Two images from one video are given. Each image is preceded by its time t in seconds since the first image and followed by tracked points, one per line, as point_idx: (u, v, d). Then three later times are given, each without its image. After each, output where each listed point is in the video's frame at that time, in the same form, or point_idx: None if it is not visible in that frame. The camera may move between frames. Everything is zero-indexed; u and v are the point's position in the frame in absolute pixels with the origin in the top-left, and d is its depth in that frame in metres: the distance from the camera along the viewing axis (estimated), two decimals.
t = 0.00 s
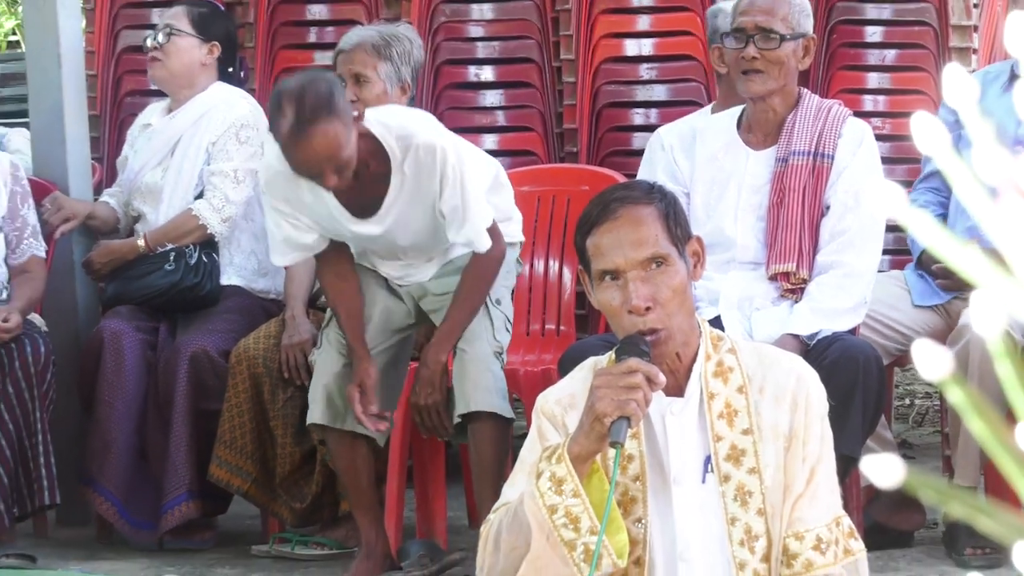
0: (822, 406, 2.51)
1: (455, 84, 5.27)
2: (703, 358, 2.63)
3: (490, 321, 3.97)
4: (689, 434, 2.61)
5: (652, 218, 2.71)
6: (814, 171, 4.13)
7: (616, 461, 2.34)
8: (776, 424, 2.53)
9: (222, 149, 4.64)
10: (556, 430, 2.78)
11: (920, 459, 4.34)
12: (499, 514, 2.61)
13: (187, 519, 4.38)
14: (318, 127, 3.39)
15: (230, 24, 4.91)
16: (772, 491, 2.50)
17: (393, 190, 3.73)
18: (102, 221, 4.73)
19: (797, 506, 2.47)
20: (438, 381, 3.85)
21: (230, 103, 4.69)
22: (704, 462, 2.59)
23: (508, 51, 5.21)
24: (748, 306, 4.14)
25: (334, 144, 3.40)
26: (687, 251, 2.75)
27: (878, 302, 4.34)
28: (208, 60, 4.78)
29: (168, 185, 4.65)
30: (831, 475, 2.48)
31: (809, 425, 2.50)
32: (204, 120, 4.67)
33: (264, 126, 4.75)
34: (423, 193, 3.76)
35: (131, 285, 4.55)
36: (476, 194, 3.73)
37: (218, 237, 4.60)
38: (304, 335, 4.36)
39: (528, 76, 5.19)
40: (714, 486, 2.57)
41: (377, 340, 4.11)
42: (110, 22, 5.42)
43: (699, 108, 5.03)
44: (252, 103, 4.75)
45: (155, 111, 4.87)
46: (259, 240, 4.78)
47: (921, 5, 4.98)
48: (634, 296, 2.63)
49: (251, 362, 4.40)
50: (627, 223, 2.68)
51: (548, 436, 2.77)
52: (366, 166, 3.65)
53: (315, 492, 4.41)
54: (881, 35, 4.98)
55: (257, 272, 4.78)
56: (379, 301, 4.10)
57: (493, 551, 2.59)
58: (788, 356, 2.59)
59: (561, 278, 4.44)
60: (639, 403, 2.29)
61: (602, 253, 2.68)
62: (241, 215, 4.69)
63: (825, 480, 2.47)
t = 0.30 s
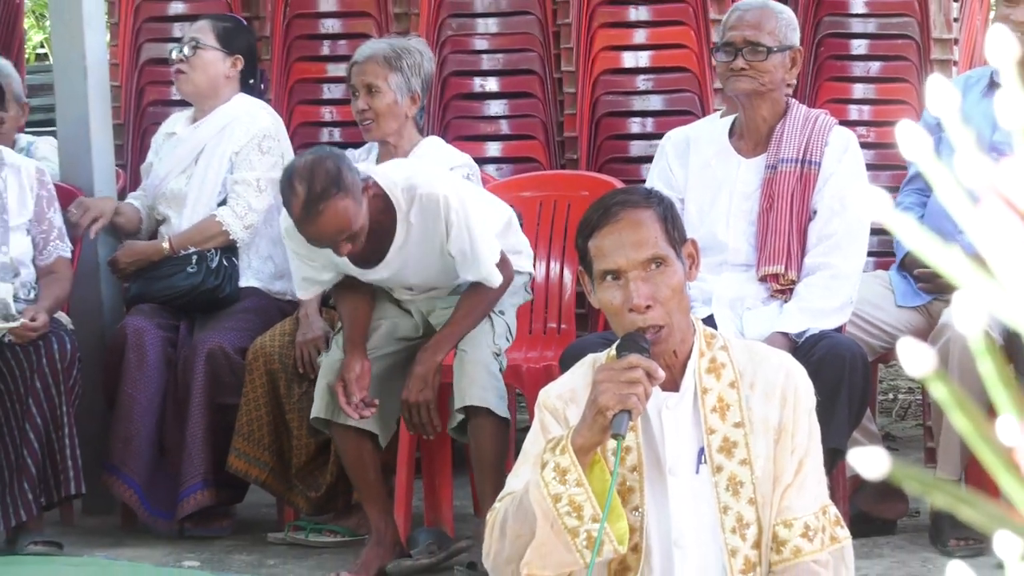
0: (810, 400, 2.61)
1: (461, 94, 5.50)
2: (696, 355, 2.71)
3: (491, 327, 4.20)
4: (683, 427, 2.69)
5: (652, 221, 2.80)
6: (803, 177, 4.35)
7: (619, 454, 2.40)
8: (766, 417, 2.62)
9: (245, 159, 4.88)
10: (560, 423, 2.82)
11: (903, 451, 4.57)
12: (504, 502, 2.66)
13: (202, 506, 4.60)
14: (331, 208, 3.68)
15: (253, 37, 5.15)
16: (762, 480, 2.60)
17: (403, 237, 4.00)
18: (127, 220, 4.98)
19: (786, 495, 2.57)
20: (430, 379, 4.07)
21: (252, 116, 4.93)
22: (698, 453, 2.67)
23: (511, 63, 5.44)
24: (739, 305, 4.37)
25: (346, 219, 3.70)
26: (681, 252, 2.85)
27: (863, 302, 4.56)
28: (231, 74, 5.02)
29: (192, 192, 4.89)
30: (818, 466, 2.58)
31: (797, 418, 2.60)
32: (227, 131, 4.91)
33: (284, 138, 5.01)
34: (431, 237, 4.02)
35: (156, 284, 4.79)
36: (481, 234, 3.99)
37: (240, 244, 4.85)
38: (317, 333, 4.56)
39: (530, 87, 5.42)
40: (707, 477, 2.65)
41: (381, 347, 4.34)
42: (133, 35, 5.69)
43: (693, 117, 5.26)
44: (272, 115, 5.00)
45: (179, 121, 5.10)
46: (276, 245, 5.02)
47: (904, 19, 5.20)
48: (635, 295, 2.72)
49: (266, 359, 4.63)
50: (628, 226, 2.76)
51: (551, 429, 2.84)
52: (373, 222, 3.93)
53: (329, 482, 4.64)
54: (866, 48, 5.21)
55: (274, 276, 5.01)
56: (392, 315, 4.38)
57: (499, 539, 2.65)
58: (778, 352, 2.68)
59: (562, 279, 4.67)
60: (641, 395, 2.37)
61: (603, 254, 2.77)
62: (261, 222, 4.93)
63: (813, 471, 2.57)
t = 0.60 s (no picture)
0: (802, 396, 2.76)
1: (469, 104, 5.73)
2: (695, 352, 2.86)
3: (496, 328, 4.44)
4: (682, 421, 2.82)
5: (652, 224, 2.92)
6: (795, 183, 4.58)
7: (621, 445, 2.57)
8: (760, 412, 2.77)
9: (270, 171, 5.12)
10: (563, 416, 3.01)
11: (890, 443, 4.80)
12: (511, 491, 2.81)
13: (230, 497, 4.85)
14: (336, 186, 4.13)
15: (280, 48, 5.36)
16: (757, 472, 2.74)
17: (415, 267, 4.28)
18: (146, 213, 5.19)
19: (779, 485, 2.72)
20: (429, 369, 4.32)
21: (276, 129, 5.15)
22: (695, 446, 2.81)
23: (517, 74, 5.66)
24: (734, 305, 4.60)
25: (348, 194, 4.10)
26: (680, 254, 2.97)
27: (853, 302, 4.78)
28: (260, 87, 5.24)
29: (218, 201, 5.11)
30: (809, 458, 2.73)
31: (790, 412, 2.75)
32: (252, 144, 5.13)
33: (306, 151, 5.25)
34: (440, 264, 4.28)
35: (181, 290, 5.03)
36: (486, 259, 4.22)
37: (263, 253, 5.09)
38: (332, 331, 4.81)
39: (535, 97, 5.65)
40: (704, 468, 2.79)
41: (393, 347, 4.57)
42: (158, 48, 5.96)
43: (690, 126, 5.49)
44: (297, 128, 5.23)
45: (206, 128, 5.31)
46: (296, 251, 5.27)
47: (892, 33, 5.42)
48: (637, 295, 2.85)
49: (285, 356, 4.86)
50: (630, 229, 2.89)
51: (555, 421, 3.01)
52: (384, 255, 4.22)
53: (343, 472, 4.88)
54: (856, 59, 5.42)
55: (294, 280, 5.26)
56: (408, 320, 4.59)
57: (506, 526, 2.80)
58: (771, 350, 2.83)
59: (565, 280, 4.92)
60: (642, 391, 2.52)
61: (607, 256, 2.89)
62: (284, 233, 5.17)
63: (804, 462, 2.72)
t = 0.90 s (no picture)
0: (796, 391, 2.82)
1: (477, 113, 5.98)
2: (692, 349, 2.92)
3: (508, 328, 4.68)
4: (681, 415, 2.88)
5: (651, 227, 2.97)
6: (787, 187, 4.81)
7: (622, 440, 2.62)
8: (755, 406, 2.83)
9: (291, 180, 5.35)
10: (567, 412, 3.02)
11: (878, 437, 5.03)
12: (518, 483, 2.89)
13: (248, 489, 5.10)
14: (365, 167, 4.40)
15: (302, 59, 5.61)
16: (751, 463, 2.80)
17: (434, 259, 4.52)
18: (171, 158, 5.44)
19: (773, 476, 2.77)
20: (442, 364, 4.58)
21: (299, 140, 5.39)
22: (693, 439, 2.87)
23: (522, 85, 5.91)
24: (730, 304, 4.84)
25: (378, 174, 4.37)
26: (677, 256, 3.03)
27: (842, 302, 5.02)
28: (282, 98, 5.50)
29: (241, 206, 5.35)
30: (801, 450, 2.78)
31: (784, 407, 2.80)
32: (275, 153, 5.37)
33: (325, 160, 5.48)
34: (457, 261, 4.54)
35: (206, 293, 5.30)
36: (499, 256, 4.48)
37: (282, 259, 5.33)
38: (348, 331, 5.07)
39: (540, 106, 5.90)
40: (702, 461, 2.84)
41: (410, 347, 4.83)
42: (181, 59, 6.24)
43: (687, 133, 5.74)
44: (316, 138, 5.46)
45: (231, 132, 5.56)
46: (312, 254, 5.52)
47: (879, 45, 5.65)
48: (637, 296, 2.91)
49: (302, 353, 5.11)
50: (630, 232, 2.93)
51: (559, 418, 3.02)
52: (407, 244, 4.47)
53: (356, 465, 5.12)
54: (845, 71, 5.66)
55: (311, 282, 5.51)
56: (426, 325, 4.88)
57: (513, 517, 2.88)
58: (765, 346, 2.89)
59: (568, 279, 5.19)
60: (643, 388, 2.57)
61: (608, 258, 2.94)
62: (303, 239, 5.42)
63: (797, 455, 2.77)
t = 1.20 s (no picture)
0: (788, 385, 3.00)
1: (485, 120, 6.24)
2: (690, 346, 3.08)
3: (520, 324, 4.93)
4: (679, 409, 3.06)
5: (652, 230, 3.12)
6: (781, 192, 5.06)
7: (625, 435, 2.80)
8: (750, 401, 3.01)
9: (311, 187, 5.61)
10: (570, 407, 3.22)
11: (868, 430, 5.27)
12: (525, 476, 3.05)
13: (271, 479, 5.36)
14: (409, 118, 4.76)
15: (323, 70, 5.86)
16: (746, 455, 2.98)
17: (462, 227, 4.84)
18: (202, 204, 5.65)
19: (767, 467, 2.95)
20: (454, 357, 4.83)
21: (319, 149, 5.63)
22: (690, 432, 3.04)
23: (529, 94, 6.16)
24: (726, 303, 5.09)
25: (418, 121, 4.70)
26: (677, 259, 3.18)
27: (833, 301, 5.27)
28: (305, 109, 5.73)
29: (263, 211, 5.62)
30: (794, 443, 2.96)
31: (778, 401, 2.98)
32: (296, 161, 5.62)
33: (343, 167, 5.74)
34: (484, 235, 4.84)
35: (228, 292, 5.56)
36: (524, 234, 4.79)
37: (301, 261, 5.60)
38: (361, 328, 5.31)
39: (545, 114, 6.15)
40: (699, 453, 3.02)
41: (424, 341, 5.10)
42: (204, 70, 6.51)
43: (685, 140, 6.00)
44: (336, 148, 5.70)
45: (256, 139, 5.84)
46: (328, 255, 5.78)
47: (869, 57, 5.89)
48: (639, 295, 3.06)
49: (318, 351, 5.35)
50: (632, 235, 3.08)
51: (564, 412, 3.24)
52: (439, 200, 4.78)
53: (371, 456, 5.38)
54: (836, 81, 5.91)
55: (328, 283, 5.77)
56: (440, 323, 5.15)
57: (520, 509, 3.03)
58: (759, 343, 3.06)
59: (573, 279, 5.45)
60: (645, 385, 2.74)
61: (610, 259, 3.09)
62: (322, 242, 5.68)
63: (790, 447, 2.95)
